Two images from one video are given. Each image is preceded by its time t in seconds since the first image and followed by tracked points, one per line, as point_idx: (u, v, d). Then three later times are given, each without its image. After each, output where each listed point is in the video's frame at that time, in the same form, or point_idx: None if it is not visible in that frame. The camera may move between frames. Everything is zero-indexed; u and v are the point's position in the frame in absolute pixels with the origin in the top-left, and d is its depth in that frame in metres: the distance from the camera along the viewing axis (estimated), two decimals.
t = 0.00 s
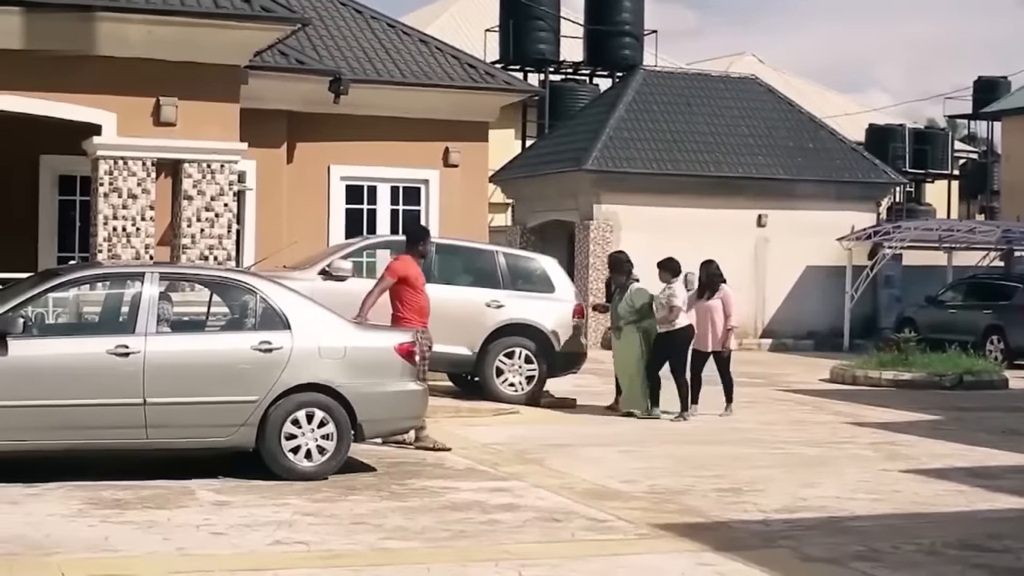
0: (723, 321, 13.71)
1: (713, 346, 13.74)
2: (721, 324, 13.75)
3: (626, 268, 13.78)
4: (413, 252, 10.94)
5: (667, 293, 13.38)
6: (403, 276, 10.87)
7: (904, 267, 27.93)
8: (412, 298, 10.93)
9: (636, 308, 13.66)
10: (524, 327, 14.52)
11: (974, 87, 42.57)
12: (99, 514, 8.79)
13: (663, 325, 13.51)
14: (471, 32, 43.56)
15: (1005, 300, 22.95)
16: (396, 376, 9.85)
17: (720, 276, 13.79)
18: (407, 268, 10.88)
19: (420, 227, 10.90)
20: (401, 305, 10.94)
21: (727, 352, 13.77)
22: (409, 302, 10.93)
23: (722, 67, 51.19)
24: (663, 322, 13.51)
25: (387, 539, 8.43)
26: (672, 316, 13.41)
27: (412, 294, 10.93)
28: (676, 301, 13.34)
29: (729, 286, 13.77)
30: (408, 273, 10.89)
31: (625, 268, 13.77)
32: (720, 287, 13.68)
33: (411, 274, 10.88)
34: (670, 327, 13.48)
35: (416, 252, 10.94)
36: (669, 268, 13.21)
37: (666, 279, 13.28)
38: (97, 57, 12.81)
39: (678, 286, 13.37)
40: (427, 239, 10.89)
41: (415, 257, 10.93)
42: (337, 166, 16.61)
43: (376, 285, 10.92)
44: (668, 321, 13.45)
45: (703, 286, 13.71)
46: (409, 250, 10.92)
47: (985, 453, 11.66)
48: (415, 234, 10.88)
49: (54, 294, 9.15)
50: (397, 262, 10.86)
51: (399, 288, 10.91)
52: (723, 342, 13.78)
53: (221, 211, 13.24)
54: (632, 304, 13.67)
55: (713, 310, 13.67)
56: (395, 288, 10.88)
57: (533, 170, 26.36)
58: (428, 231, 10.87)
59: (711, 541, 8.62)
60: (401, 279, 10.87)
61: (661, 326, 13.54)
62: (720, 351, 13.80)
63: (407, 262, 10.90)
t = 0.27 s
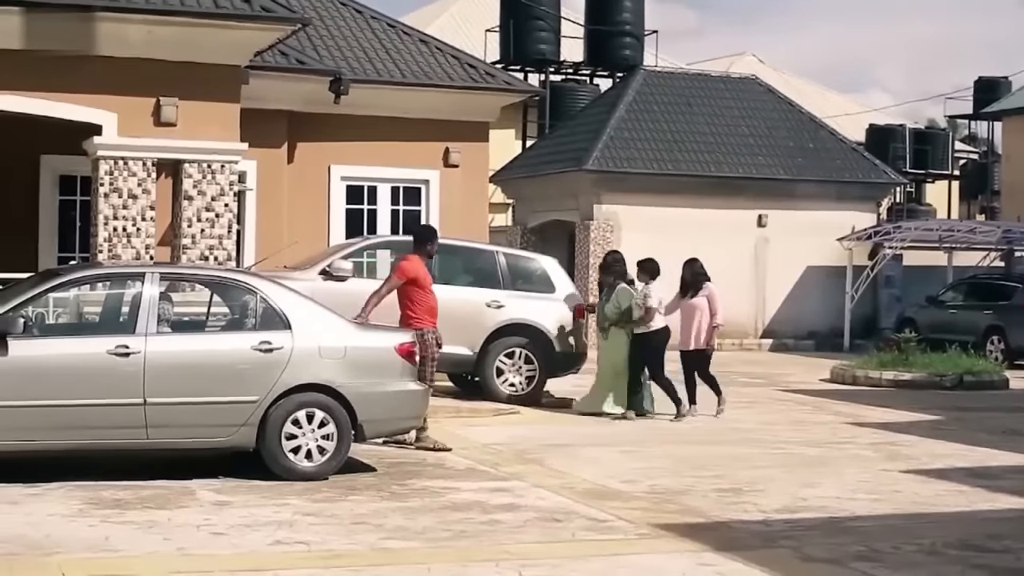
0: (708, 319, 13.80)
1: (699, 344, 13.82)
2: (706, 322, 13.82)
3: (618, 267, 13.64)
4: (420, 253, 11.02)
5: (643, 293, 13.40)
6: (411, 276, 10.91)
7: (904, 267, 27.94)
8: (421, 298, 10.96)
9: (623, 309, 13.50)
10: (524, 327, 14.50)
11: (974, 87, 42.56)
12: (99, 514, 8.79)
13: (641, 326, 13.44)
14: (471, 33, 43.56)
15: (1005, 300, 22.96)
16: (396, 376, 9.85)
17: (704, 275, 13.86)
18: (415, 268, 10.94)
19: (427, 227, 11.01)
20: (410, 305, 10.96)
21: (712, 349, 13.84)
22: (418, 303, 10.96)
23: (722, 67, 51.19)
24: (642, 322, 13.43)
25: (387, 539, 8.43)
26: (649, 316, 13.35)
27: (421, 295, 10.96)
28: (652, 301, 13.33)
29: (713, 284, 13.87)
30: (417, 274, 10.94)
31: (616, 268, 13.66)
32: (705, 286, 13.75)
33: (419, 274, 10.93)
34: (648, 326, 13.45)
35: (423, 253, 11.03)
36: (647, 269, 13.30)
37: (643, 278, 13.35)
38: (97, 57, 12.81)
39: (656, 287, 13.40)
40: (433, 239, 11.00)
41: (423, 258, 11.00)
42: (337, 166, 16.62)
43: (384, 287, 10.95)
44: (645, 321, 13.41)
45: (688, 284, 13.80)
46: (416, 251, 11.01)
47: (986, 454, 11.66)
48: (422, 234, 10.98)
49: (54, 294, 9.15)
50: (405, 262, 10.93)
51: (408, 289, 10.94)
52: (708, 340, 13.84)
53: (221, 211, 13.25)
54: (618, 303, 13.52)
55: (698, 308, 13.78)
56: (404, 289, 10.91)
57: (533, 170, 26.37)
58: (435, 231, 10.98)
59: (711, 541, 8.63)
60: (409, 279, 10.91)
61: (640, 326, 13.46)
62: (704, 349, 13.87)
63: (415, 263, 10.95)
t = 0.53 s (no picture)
0: (703, 318, 13.72)
1: (695, 343, 13.75)
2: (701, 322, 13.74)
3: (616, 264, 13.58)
4: (432, 255, 11.09)
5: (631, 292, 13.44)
6: (423, 277, 10.97)
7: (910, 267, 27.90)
8: (433, 299, 11.00)
9: (611, 309, 13.40)
10: (529, 327, 14.48)
11: (980, 87, 42.49)
12: (105, 514, 8.80)
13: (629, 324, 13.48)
14: (477, 33, 43.57)
15: (1012, 301, 22.93)
16: (402, 377, 9.85)
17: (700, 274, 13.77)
18: (426, 269, 11.01)
19: (437, 229, 11.11)
20: (422, 306, 11.00)
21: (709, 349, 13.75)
22: (430, 303, 11.00)
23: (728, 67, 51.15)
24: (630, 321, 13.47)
25: (394, 539, 8.44)
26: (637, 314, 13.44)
27: (432, 295, 11.00)
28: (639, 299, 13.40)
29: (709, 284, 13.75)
30: (428, 274, 11.00)
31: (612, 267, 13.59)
32: (701, 285, 13.66)
33: (431, 275, 11.00)
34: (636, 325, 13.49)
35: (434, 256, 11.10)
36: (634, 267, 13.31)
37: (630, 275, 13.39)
38: (104, 58, 12.83)
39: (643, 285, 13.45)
40: (444, 240, 11.08)
41: (435, 260, 11.07)
42: (343, 166, 16.62)
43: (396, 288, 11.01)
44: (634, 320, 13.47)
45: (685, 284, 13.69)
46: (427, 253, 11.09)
47: (992, 454, 11.64)
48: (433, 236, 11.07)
49: (60, 294, 9.17)
50: (417, 264, 11.01)
51: (420, 290, 10.99)
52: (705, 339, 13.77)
53: (227, 211, 13.23)
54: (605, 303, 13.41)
55: (694, 307, 13.71)
56: (416, 289, 10.96)
57: (539, 170, 26.38)
58: (446, 232, 11.08)
59: (718, 542, 8.63)
60: (421, 280, 10.97)
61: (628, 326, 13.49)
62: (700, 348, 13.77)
63: (427, 264, 11.03)
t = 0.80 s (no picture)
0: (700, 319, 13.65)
1: (691, 345, 13.62)
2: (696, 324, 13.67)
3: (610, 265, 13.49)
4: (443, 255, 11.12)
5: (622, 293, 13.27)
6: (435, 277, 11.00)
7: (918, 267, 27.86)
8: (444, 300, 11.02)
9: (601, 308, 13.46)
10: (538, 327, 14.47)
11: (989, 87, 42.41)
12: (113, 514, 8.81)
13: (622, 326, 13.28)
14: (485, 33, 43.57)
15: (1020, 301, 22.91)
16: (410, 377, 9.85)
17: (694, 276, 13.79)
18: (438, 269, 11.03)
19: (449, 230, 11.14)
20: (433, 307, 11.02)
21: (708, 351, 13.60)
22: (441, 304, 11.01)
23: (736, 67, 51.12)
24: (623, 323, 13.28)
25: (401, 539, 8.44)
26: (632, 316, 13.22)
27: (443, 296, 11.01)
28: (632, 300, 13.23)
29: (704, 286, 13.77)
30: (440, 274, 11.02)
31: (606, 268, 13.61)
32: (698, 287, 13.66)
33: (442, 275, 11.01)
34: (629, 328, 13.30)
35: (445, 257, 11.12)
36: (621, 266, 13.31)
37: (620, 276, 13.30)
38: (113, 58, 12.86)
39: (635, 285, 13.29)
40: (455, 241, 11.10)
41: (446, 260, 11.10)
42: (351, 166, 16.63)
43: (407, 289, 11.03)
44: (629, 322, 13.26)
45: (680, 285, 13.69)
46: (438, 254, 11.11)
47: (1001, 454, 11.62)
48: (445, 237, 11.10)
49: (69, 294, 9.20)
50: (428, 264, 11.03)
51: (431, 290, 11.00)
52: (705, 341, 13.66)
53: (235, 211, 13.27)
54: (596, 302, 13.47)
55: (689, 309, 13.64)
56: (427, 289, 10.98)
57: (546, 170, 26.38)
58: (457, 233, 11.10)
59: (726, 542, 8.62)
60: (432, 280, 10.99)
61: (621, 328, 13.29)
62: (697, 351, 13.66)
63: (438, 265, 11.05)
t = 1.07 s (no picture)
0: (698, 319, 13.54)
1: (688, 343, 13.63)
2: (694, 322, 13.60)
3: (604, 264, 13.40)
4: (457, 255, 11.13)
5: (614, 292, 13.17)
6: (449, 277, 11.00)
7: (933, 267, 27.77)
8: (459, 299, 11.02)
9: (597, 309, 13.44)
10: (553, 327, 14.46)
11: (1005, 86, 42.25)
12: (129, 513, 8.83)
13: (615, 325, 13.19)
14: (499, 33, 43.59)
15: None
16: (424, 376, 9.84)
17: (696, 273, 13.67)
18: (452, 269, 11.04)
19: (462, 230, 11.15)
20: (448, 306, 11.01)
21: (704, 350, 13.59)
22: (456, 304, 11.01)
23: (752, 67, 51.04)
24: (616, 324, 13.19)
25: (416, 538, 8.44)
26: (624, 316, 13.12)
27: (458, 295, 11.01)
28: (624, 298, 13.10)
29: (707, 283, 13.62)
30: (454, 274, 11.03)
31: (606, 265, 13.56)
32: (697, 284, 13.55)
33: (456, 275, 11.02)
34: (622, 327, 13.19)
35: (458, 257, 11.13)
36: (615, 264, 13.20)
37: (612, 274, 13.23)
38: (128, 59, 12.86)
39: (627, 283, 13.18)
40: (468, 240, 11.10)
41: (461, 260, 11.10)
42: (366, 166, 16.63)
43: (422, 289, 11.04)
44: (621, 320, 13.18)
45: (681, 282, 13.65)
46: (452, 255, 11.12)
47: (1018, 455, 11.57)
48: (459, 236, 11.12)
49: (85, 294, 9.22)
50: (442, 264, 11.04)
51: (445, 290, 11.00)
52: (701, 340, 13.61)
53: (250, 211, 13.27)
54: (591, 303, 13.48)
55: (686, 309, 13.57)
56: (442, 289, 10.98)
57: (561, 170, 26.38)
58: (471, 232, 11.11)
59: (741, 542, 8.60)
60: (447, 280, 10.99)
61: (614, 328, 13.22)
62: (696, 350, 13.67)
63: (453, 265, 11.07)
